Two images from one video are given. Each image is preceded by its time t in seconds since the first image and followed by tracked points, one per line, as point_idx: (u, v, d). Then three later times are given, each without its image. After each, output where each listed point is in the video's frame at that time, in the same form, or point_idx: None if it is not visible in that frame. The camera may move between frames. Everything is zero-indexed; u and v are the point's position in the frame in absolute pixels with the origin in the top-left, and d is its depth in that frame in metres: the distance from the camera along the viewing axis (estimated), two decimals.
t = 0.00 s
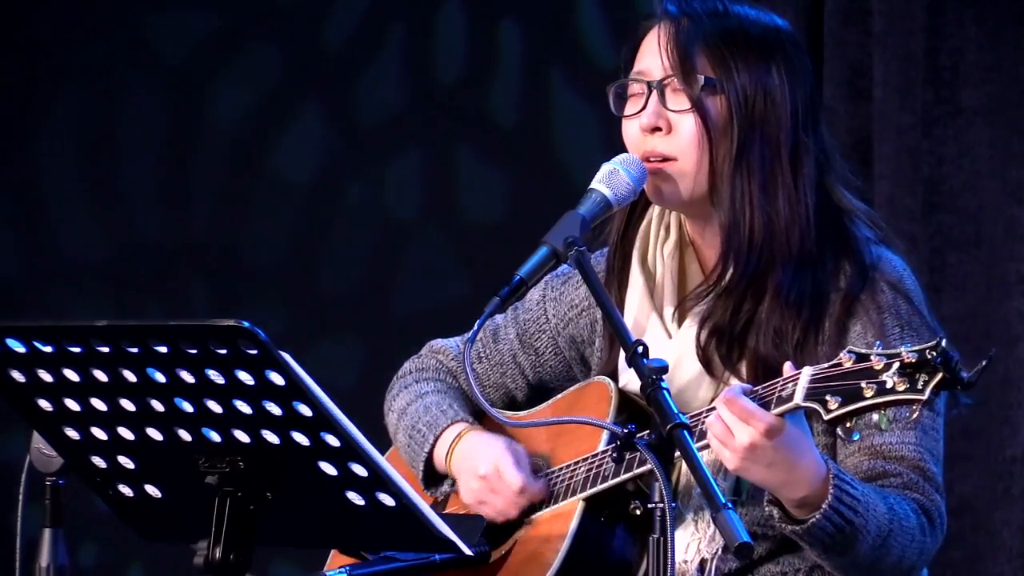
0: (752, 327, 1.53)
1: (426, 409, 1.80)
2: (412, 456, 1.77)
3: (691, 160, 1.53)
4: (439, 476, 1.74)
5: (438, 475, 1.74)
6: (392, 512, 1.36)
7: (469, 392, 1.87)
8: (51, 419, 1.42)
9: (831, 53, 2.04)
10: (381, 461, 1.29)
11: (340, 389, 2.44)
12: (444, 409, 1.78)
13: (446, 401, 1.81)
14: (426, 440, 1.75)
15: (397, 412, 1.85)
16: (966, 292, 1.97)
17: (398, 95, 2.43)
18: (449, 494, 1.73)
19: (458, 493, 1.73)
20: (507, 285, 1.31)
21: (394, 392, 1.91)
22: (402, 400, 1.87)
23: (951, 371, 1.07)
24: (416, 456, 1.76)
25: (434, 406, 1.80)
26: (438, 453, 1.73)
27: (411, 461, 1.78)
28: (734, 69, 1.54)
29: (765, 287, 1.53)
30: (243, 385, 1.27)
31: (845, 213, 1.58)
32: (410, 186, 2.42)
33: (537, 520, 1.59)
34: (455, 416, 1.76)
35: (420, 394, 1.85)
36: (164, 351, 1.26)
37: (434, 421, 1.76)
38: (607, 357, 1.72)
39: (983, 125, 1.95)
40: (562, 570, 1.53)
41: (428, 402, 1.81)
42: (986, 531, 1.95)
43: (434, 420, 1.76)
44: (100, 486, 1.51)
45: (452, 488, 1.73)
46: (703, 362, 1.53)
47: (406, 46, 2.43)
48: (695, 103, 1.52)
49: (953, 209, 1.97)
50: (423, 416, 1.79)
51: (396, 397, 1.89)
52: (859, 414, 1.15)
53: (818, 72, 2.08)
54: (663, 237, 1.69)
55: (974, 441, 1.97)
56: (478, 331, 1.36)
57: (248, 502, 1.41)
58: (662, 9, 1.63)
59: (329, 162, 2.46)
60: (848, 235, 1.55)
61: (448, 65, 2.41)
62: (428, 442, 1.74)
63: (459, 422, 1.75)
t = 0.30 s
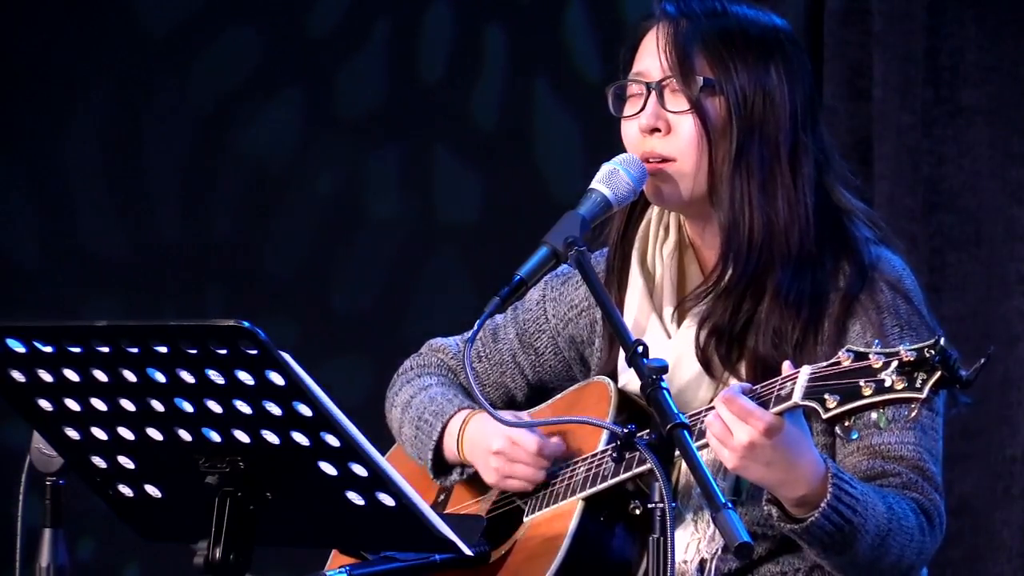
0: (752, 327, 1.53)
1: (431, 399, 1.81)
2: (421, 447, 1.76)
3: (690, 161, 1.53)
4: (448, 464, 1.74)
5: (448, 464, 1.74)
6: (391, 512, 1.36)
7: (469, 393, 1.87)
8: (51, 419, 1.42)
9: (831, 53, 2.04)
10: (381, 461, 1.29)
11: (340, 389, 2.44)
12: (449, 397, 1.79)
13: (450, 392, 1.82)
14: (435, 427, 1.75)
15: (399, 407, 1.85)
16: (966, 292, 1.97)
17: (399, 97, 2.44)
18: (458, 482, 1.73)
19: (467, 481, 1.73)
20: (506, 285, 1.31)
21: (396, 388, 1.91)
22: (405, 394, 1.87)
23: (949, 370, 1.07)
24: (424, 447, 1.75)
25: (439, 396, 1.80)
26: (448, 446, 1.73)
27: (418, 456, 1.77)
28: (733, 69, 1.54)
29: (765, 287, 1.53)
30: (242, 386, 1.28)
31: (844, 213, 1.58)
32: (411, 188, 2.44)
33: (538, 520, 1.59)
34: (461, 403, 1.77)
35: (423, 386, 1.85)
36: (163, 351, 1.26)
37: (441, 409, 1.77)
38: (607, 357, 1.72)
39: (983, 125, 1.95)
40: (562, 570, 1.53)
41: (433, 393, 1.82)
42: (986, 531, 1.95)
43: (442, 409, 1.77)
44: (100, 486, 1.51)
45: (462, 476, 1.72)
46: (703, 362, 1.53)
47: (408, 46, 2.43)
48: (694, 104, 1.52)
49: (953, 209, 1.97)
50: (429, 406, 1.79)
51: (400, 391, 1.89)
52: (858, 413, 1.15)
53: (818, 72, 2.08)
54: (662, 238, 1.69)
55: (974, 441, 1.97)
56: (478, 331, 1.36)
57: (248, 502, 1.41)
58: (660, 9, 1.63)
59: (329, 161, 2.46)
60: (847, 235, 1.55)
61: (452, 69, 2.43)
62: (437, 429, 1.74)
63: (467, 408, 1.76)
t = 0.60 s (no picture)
0: (752, 327, 1.53)
1: (423, 420, 1.80)
2: (407, 465, 1.78)
3: (691, 161, 1.53)
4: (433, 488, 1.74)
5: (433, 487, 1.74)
6: (392, 512, 1.36)
7: (469, 394, 1.87)
8: (51, 419, 1.42)
9: (831, 53, 2.04)
10: (381, 461, 1.29)
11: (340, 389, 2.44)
12: (441, 421, 1.78)
13: (443, 414, 1.80)
14: (421, 453, 1.75)
15: (393, 419, 1.86)
16: (966, 292, 1.97)
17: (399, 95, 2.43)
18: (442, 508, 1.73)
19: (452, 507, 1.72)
20: (507, 285, 1.31)
21: (393, 399, 1.91)
22: (399, 408, 1.87)
23: (951, 371, 1.07)
24: (410, 467, 1.77)
25: (431, 419, 1.79)
26: (432, 466, 1.73)
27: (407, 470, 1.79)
28: (733, 69, 1.54)
29: (765, 287, 1.53)
30: (243, 386, 1.27)
31: (845, 213, 1.58)
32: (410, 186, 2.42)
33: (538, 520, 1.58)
34: (452, 432, 1.75)
35: (417, 403, 1.85)
36: (163, 351, 1.26)
37: (430, 435, 1.76)
38: (608, 358, 1.72)
39: (983, 125, 1.95)
40: (563, 570, 1.53)
41: (426, 413, 1.81)
42: (986, 531, 1.96)
43: (431, 435, 1.76)
44: (100, 486, 1.51)
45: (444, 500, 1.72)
46: (703, 363, 1.53)
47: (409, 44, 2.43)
48: (695, 104, 1.52)
49: (953, 209, 1.97)
50: (420, 428, 1.79)
51: (396, 404, 1.89)
52: (859, 413, 1.15)
53: (819, 72, 2.08)
54: (663, 237, 1.69)
55: (974, 441, 1.97)
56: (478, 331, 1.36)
57: (248, 502, 1.41)
58: (660, 9, 1.63)
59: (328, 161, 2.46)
60: (847, 235, 1.55)
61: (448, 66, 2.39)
62: (422, 457, 1.74)
63: (456, 439, 1.74)
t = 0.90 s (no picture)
0: (751, 326, 1.53)
1: (421, 423, 1.80)
2: (405, 465, 1.78)
3: (690, 161, 1.53)
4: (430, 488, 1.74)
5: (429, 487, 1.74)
6: (391, 512, 1.36)
7: (469, 395, 1.87)
8: (52, 420, 1.42)
9: (831, 53, 2.04)
10: (381, 461, 1.29)
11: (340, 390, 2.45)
12: (439, 423, 1.78)
13: (442, 416, 1.80)
14: (418, 455, 1.75)
15: (393, 421, 1.86)
16: (966, 292, 1.97)
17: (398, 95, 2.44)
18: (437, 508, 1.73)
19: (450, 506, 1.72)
20: (507, 285, 1.31)
21: (393, 400, 1.91)
22: (399, 408, 1.87)
23: (951, 369, 1.07)
24: (408, 467, 1.77)
25: (429, 421, 1.79)
26: (427, 468, 1.73)
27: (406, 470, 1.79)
28: (732, 69, 1.54)
29: (764, 286, 1.53)
30: (242, 385, 1.27)
31: (844, 212, 1.58)
32: (411, 187, 2.43)
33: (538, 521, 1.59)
34: (450, 435, 1.75)
35: (416, 404, 1.85)
36: (163, 351, 1.26)
37: (428, 438, 1.76)
38: (607, 358, 1.72)
39: (982, 126, 1.95)
40: (563, 570, 1.53)
41: (425, 416, 1.81)
42: (986, 531, 1.96)
43: (429, 437, 1.76)
44: (100, 486, 1.51)
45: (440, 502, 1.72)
46: (703, 362, 1.53)
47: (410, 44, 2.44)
48: (694, 104, 1.52)
49: (953, 209, 1.97)
50: (418, 430, 1.79)
51: (395, 404, 1.89)
52: (860, 412, 1.15)
53: (819, 73, 2.09)
54: (663, 238, 1.69)
55: (973, 441, 1.97)
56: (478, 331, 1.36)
57: (248, 502, 1.41)
58: (659, 9, 1.63)
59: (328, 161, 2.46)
60: (846, 235, 1.55)
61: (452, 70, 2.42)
62: (419, 459, 1.74)
63: (454, 442, 1.74)
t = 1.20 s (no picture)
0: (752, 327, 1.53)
1: (434, 396, 1.80)
2: (423, 445, 1.76)
3: (690, 161, 1.53)
4: (453, 460, 1.74)
5: (452, 459, 1.74)
6: (392, 512, 1.36)
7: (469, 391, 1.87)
8: (52, 419, 1.42)
9: (831, 53, 2.04)
10: (381, 461, 1.29)
11: (341, 390, 2.45)
12: (453, 393, 1.79)
13: (454, 388, 1.81)
14: (438, 424, 1.74)
15: (401, 405, 1.85)
16: (966, 292, 1.97)
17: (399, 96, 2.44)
18: (463, 478, 1.74)
19: (472, 477, 1.74)
20: (506, 285, 1.31)
21: (398, 386, 1.91)
22: (406, 393, 1.87)
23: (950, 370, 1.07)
24: (428, 444, 1.75)
25: (443, 393, 1.80)
26: (453, 435, 1.73)
27: (421, 454, 1.77)
28: (733, 69, 1.54)
29: (765, 286, 1.53)
30: (242, 386, 1.27)
31: (844, 212, 1.58)
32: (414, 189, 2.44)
33: (538, 520, 1.59)
34: (465, 398, 1.77)
35: (426, 383, 1.85)
36: (163, 351, 1.26)
37: (445, 404, 1.77)
38: (608, 359, 1.72)
39: (982, 126, 1.95)
40: (563, 570, 1.53)
41: (437, 390, 1.82)
42: (986, 531, 1.96)
43: (445, 404, 1.77)
44: (100, 486, 1.51)
45: (465, 473, 1.73)
46: (703, 363, 1.53)
47: (410, 45, 2.44)
48: (694, 104, 1.52)
49: (952, 209, 1.97)
50: (432, 403, 1.79)
51: (402, 389, 1.89)
52: (859, 413, 1.15)
53: (819, 73, 2.08)
54: (663, 238, 1.69)
55: (973, 441, 1.97)
56: (478, 331, 1.36)
57: (248, 502, 1.41)
58: (660, 8, 1.63)
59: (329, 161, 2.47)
60: (847, 235, 1.55)
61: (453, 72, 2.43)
62: (441, 426, 1.74)
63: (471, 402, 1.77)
